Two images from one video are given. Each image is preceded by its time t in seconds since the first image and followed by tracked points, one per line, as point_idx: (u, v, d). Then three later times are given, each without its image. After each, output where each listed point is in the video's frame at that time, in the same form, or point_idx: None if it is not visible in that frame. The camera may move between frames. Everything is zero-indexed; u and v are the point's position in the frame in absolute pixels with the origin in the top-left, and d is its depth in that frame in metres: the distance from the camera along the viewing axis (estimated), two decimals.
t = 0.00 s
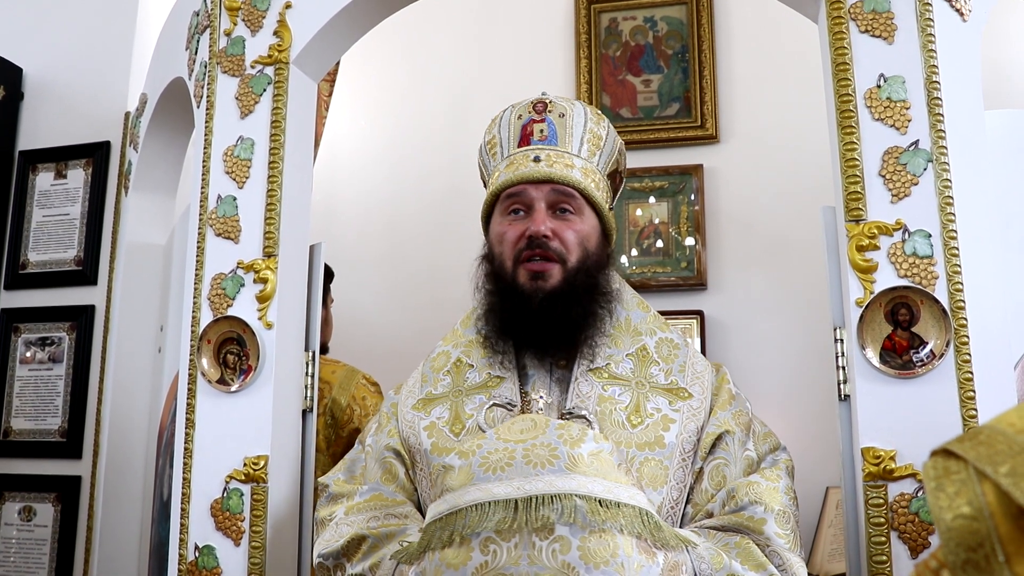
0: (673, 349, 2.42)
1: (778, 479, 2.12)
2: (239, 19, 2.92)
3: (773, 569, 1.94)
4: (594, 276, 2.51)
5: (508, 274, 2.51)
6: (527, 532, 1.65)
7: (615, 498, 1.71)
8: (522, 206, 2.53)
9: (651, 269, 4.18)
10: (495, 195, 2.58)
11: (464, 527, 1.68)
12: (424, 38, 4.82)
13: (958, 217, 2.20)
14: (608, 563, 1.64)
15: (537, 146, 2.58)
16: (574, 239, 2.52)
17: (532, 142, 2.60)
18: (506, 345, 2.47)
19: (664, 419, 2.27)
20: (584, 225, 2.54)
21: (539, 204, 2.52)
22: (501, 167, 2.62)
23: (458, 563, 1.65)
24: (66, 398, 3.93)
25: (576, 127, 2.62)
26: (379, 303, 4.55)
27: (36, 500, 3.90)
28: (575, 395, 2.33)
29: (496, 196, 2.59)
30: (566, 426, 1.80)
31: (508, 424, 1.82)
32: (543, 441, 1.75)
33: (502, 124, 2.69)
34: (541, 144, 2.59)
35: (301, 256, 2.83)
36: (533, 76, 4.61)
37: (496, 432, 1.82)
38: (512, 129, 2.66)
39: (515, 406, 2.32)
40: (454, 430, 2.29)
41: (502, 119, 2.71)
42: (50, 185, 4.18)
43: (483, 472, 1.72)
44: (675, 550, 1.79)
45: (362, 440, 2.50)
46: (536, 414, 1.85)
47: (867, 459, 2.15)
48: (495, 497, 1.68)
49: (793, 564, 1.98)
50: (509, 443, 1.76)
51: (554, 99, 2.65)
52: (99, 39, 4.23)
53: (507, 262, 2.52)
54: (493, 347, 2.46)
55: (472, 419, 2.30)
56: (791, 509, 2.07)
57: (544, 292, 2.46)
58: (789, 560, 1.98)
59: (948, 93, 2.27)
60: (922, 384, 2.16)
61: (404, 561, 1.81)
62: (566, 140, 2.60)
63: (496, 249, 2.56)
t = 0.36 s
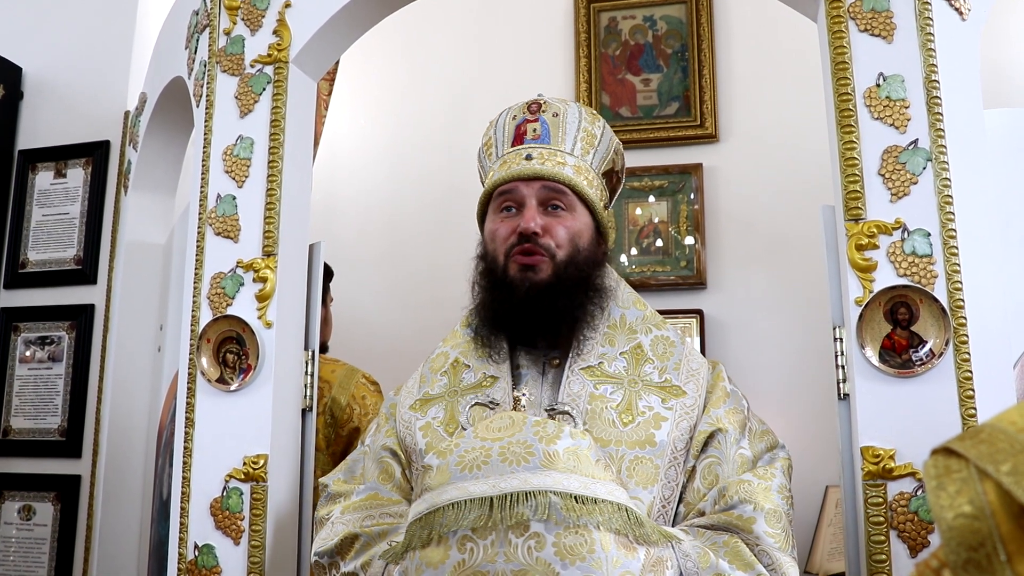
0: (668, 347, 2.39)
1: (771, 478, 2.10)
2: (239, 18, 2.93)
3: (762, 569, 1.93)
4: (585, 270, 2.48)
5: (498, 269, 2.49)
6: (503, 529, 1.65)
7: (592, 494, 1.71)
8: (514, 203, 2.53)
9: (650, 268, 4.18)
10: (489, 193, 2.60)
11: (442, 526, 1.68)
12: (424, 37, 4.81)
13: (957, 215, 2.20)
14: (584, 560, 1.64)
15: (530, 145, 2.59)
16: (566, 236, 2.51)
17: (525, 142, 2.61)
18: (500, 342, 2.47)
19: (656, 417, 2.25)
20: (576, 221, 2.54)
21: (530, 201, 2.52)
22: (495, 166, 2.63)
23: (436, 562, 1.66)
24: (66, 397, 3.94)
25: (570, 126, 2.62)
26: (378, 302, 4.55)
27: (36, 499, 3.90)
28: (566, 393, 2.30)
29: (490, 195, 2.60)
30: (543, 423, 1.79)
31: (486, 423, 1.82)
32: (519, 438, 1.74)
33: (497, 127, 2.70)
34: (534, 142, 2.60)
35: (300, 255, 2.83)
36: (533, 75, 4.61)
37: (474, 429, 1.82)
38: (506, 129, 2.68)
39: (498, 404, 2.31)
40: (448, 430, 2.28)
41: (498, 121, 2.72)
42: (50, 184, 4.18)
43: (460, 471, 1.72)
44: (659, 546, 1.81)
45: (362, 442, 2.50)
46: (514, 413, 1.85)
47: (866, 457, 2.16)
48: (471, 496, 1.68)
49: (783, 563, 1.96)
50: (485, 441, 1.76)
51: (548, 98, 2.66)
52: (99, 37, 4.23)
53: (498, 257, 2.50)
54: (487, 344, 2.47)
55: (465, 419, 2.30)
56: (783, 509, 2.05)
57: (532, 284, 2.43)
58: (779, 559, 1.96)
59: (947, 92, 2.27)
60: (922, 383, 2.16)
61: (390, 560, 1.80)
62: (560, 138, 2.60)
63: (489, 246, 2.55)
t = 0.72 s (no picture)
0: (662, 344, 2.38)
1: (764, 474, 2.09)
2: (239, 16, 2.93)
3: (754, 566, 1.93)
4: (577, 270, 2.48)
5: (490, 270, 2.49)
6: (489, 527, 1.66)
7: (578, 491, 1.70)
8: (505, 203, 2.51)
9: (650, 267, 4.18)
10: (481, 193, 2.59)
11: (430, 525, 1.69)
12: (424, 36, 4.81)
13: (957, 213, 2.20)
14: (570, 557, 1.65)
15: (520, 145, 2.58)
16: (557, 235, 2.49)
17: (516, 141, 2.60)
18: (494, 345, 2.48)
19: (649, 415, 2.24)
20: (568, 221, 2.52)
21: (520, 201, 2.50)
22: (487, 166, 2.63)
23: (424, 561, 1.68)
24: (66, 396, 3.94)
25: (560, 125, 2.61)
26: (378, 301, 4.55)
27: (36, 498, 3.90)
28: (558, 392, 2.30)
29: (482, 195, 2.59)
30: (530, 420, 1.79)
31: (474, 421, 1.81)
32: (504, 437, 1.74)
33: (488, 126, 2.70)
34: (525, 141, 2.58)
35: (300, 254, 2.83)
36: (533, 74, 4.61)
37: (462, 428, 1.81)
38: (498, 129, 2.67)
39: (489, 403, 2.33)
40: (442, 429, 2.29)
41: (489, 121, 2.71)
42: (50, 182, 4.18)
43: (448, 469, 1.72)
44: (648, 543, 1.79)
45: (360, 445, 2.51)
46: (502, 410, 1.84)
47: (866, 456, 2.16)
48: (458, 495, 1.68)
49: (775, 560, 1.95)
50: (472, 440, 1.76)
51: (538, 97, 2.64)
52: (99, 36, 4.23)
53: (490, 259, 2.50)
54: (483, 344, 2.48)
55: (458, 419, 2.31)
56: (777, 506, 2.03)
57: (525, 287, 2.43)
58: (771, 556, 1.94)
59: (947, 90, 2.27)
60: (922, 381, 2.16)
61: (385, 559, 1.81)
62: (550, 137, 2.59)
63: (481, 247, 2.55)
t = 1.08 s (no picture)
0: (658, 342, 2.37)
1: (761, 473, 2.09)
2: (239, 15, 2.93)
3: (751, 564, 1.92)
4: (571, 269, 2.47)
5: (485, 268, 2.49)
6: (485, 526, 1.65)
7: (574, 490, 1.71)
8: (499, 202, 2.51)
9: (651, 266, 4.18)
10: (475, 192, 2.58)
11: (425, 524, 1.68)
12: (424, 35, 4.81)
13: (959, 213, 2.20)
14: (567, 556, 1.65)
15: (515, 143, 2.56)
16: (551, 233, 2.49)
17: (510, 140, 2.58)
18: (489, 341, 2.47)
19: (645, 414, 2.24)
20: (563, 219, 2.52)
21: (515, 199, 2.50)
22: (481, 165, 2.62)
23: (420, 561, 1.67)
24: (66, 394, 3.94)
25: (554, 123, 2.60)
26: (378, 300, 4.55)
27: (36, 497, 3.90)
28: (554, 391, 2.29)
29: (477, 194, 2.58)
30: (526, 419, 1.78)
31: (469, 420, 1.81)
32: (500, 435, 1.74)
33: (483, 125, 2.69)
34: (519, 140, 2.57)
35: (301, 253, 2.83)
36: (533, 73, 4.61)
37: (457, 427, 1.81)
38: (492, 127, 2.66)
39: (485, 401, 2.32)
40: (438, 429, 2.28)
41: (484, 120, 2.70)
42: (50, 181, 4.18)
43: (443, 469, 1.72)
44: (644, 542, 1.79)
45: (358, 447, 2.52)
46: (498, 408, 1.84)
47: (867, 456, 2.16)
48: (454, 493, 1.68)
49: (773, 559, 1.94)
50: (468, 439, 1.75)
51: (532, 95, 2.63)
52: (99, 35, 4.22)
53: (485, 257, 2.50)
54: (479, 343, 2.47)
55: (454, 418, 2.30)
56: (775, 504, 2.03)
57: (519, 285, 2.43)
58: (768, 554, 1.94)
59: (948, 90, 2.27)
60: (923, 381, 2.16)
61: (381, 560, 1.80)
62: (545, 136, 2.58)
63: (475, 246, 2.54)
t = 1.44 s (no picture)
0: (653, 341, 2.37)
1: (757, 472, 2.08)
2: (239, 15, 2.92)
3: (747, 564, 1.92)
4: (566, 270, 2.47)
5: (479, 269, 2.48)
6: (482, 526, 1.65)
7: (571, 490, 1.70)
8: (492, 200, 2.51)
9: (651, 266, 4.18)
10: (467, 191, 2.57)
11: (421, 524, 1.69)
12: (425, 35, 4.81)
13: (959, 213, 2.20)
14: (564, 556, 1.65)
15: (507, 141, 2.55)
16: (545, 232, 2.47)
17: (502, 137, 2.57)
18: (484, 343, 2.48)
19: (640, 414, 2.22)
20: (556, 218, 2.50)
21: (507, 198, 2.49)
22: (474, 164, 2.61)
23: (416, 560, 1.68)
24: (66, 394, 3.93)
25: (547, 121, 2.59)
26: (378, 301, 4.55)
27: (36, 497, 3.90)
28: (549, 392, 2.29)
29: (470, 192, 2.57)
30: (522, 418, 1.78)
31: (465, 418, 1.81)
32: (497, 434, 1.73)
33: (475, 123, 2.67)
34: (512, 138, 2.56)
35: (301, 253, 2.83)
36: (533, 73, 4.60)
37: (453, 426, 1.80)
38: (484, 126, 2.64)
39: (481, 400, 2.33)
40: (432, 429, 2.27)
41: (476, 118, 2.68)
42: (50, 181, 4.18)
43: (439, 468, 1.72)
44: (641, 541, 1.79)
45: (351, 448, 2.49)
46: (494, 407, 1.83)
47: (868, 456, 2.15)
48: (450, 493, 1.68)
49: (769, 559, 1.95)
50: (464, 438, 1.75)
51: (524, 93, 2.61)
52: (99, 35, 4.22)
53: (478, 258, 2.49)
54: (474, 344, 2.48)
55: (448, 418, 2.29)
56: (771, 504, 2.03)
57: (513, 287, 2.42)
58: (764, 554, 1.95)
59: (949, 90, 2.27)
60: (923, 381, 2.16)
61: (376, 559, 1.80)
62: (537, 133, 2.57)
63: (468, 245, 2.53)
